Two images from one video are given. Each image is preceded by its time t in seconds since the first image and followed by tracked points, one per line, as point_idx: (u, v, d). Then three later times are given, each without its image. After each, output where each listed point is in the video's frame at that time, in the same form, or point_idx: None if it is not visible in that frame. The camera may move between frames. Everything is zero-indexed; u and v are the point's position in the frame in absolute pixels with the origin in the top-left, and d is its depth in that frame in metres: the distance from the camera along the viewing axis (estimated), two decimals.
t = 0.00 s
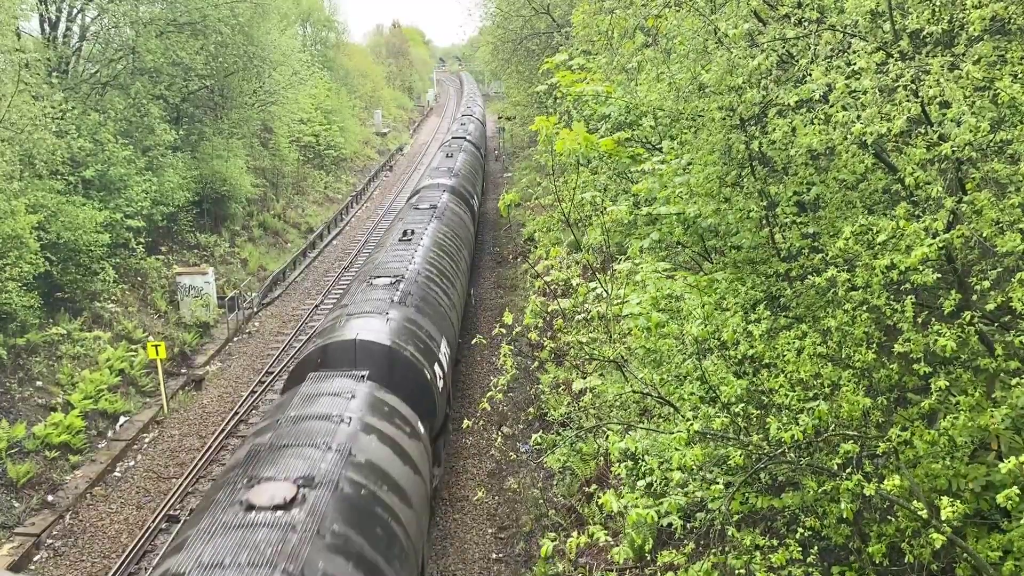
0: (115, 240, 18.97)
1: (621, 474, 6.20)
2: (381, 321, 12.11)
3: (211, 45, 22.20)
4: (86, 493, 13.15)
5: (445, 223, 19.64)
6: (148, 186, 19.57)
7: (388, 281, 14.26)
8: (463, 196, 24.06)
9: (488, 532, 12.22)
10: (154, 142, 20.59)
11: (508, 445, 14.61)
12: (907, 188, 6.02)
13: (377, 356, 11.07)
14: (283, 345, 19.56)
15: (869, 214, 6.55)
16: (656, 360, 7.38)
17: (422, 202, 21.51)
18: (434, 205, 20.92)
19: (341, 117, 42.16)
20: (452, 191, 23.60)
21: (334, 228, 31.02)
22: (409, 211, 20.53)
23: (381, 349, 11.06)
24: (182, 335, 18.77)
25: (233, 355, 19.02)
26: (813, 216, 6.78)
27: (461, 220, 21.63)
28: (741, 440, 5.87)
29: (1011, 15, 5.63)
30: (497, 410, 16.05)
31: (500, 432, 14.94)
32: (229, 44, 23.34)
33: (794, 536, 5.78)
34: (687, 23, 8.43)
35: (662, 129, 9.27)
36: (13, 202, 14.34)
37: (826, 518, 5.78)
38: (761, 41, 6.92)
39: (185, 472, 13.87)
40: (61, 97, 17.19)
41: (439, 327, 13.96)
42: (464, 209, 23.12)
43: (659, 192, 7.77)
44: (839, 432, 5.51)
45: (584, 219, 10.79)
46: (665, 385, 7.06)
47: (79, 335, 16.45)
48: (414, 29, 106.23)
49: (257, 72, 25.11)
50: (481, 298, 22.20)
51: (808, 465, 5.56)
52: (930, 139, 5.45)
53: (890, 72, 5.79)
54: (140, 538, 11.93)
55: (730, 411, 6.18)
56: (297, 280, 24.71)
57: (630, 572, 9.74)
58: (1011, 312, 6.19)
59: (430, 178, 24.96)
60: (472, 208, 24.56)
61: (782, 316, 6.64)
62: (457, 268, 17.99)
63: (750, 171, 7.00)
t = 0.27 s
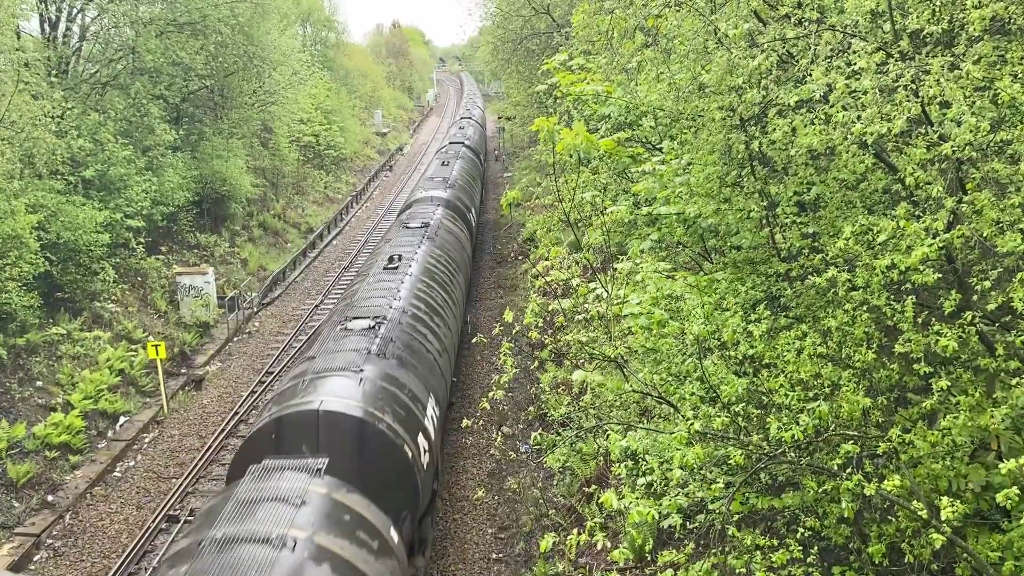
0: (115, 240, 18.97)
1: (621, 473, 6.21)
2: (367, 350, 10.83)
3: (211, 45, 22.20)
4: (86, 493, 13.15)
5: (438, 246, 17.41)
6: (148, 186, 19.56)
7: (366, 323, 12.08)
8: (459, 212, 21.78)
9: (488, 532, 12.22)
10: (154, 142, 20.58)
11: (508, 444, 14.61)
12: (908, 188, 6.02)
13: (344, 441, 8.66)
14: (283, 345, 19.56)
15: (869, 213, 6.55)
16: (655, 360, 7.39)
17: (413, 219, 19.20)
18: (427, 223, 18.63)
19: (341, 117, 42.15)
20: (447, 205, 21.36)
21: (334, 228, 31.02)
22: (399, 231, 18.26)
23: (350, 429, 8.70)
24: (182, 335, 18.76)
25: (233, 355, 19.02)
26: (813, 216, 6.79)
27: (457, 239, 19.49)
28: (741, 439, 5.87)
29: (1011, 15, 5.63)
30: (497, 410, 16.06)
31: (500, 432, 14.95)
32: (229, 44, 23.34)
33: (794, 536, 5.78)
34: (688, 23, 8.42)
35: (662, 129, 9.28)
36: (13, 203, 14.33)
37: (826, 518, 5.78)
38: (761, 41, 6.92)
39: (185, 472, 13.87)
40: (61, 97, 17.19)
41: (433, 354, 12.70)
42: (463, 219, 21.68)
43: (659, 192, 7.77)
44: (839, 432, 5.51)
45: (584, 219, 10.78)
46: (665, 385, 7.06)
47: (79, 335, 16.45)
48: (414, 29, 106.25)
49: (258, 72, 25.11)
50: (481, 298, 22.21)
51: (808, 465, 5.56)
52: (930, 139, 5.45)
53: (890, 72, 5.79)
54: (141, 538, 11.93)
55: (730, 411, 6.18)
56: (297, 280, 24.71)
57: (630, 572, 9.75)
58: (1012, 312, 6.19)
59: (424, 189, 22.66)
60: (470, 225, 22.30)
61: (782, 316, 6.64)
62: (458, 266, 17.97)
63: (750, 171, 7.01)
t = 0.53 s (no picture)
0: (115, 240, 18.97)
1: (621, 474, 6.22)
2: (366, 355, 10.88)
3: (211, 45, 22.21)
4: (86, 493, 13.15)
5: (428, 273, 15.71)
6: (148, 186, 19.56)
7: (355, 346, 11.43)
8: (453, 230, 20.07)
9: (488, 532, 12.22)
10: (154, 142, 20.56)
11: (508, 444, 14.62)
12: (908, 188, 6.03)
13: (294, 562, 7.10)
14: (283, 345, 19.56)
15: (869, 213, 6.55)
16: (656, 360, 7.38)
17: (401, 240, 17.47)
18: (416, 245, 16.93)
19: (341, 117, 42.15)
20: (440, 222, 19.72)
21: (334, 228, 31.02)
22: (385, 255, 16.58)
23: (302, 551, 7.09)
24: (182, 335, 18.76)
25: (233, 355, 19.02)
26: (813, 216, 6.80)
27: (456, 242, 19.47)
28: (741, 439, 5.86)
29: (1011, 15, 5.63)
30: (497, 410, 16.06)
31: (500, 432, 14.96)
32: (229, 44, 23.35)
33: (794, 536, 5.78)
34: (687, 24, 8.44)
35: (662, 129, 9.28)
36: (13, 202, 14.32)
37: (826, 518, 5.79)
38: (761, 41, 6.92)
39: (185, 472, 13.87)
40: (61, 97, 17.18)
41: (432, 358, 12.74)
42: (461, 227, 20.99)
43: (660, 192, 7.78)
44: (839, 432, 5.52)
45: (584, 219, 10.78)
46: (665, 385, 7.07)
47: (79, 335, 16.45)
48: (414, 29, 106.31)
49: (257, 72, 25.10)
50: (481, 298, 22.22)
51: (808, 466, 5.56)
52: (930, 140, 5.45)
53: (890, 73, 5.79)
54: (141, 538, 11.93)
55: (730, 411, 6.18)
56: (297, 279, 24.71)
57: (630, 572, 9.76)
58: (1012, 313, 6.19)
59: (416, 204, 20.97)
60: (465, 244, 20.58)
61: (782, 316, 6.65)
62: (456, 270, 17.97)
63: (750, 171, 7.01)
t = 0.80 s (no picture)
0: (115, 240, 18.96)
1: (621, 474, 6.23)
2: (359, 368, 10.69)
3: (211, 45, 22.21)
4: (86, 493, 13.15)
5: (415, 312, 13.74)
6: (148, 186, 19.55)
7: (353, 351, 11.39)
8: (447, 253, 18.06)
9: (488, 533, 12.23)
10: (154, 142, 20.55)
11: (508, 444, 14.63)
12: (908, 189, 6.03)
13: None
14: (283, 345, 19.56)
15: (869, 213, 6.55)
16: (656, 360, 7.39)
17: (385, 269, 15.53)
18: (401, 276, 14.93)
19: (341, 117, 42.15)
20: (432, 244, 17.69)
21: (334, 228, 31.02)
22: (364, 287, 14.64)
23: None
24: (182, 335, 18.76)
25: (233, 355, 19.02)
26: (813, 216, 6.81)
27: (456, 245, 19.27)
28: (741, 439, 5.87)
29: (1011, 15, 5.64)
30: (497, 410, 16.07)
31: (500, 432, 14.96)
32: (229, 44, 23.36)
33: (794, 536, 5.79)
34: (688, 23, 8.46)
35: (663, 130, 9.28)
36: (13, 202, 14.31)
37: (827, 518, 5.80)
38: (761, 41, 6.92)
39: (185, 472, 13.87)
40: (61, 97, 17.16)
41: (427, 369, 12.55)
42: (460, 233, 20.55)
43: (660, 193, 7.78)
44: (839, 432, 5.52)
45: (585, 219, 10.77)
46: (665, 386, 7.07)
47: (79, 335, 16.45)
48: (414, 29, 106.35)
49: (257, 72, 25.09)
50: (481, 298, 22.22)
51: (808, 466, 5.56)
52: (930, 140, 5.46)
53: (891, 73, 5.79)
54: (141, 538, 11.93)
55: (730, 411, 6.18)
56: (297, 280, 24.72)
57: (631, 572, 9.76)
58: (1012, 312, 6.20)
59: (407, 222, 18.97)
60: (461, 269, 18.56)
61: (782, 316, 6.65)
62: (456, 273, 17.77)
63: (750, 171, 7.01)
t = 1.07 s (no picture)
0: (115, 240, 18.96)
1: (621, 474, 6.24)
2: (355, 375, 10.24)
3: (211, 45, 22.20)
4: (86, 493, 13.15)
5: (394, 366, 11.27)
6: (147, 186, 19.55)
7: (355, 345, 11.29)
8: (439, 284, 15.78)
9: (488, 532, 12.23)
10: (154, 142, 20.55)
11: (508, 444, 14.62)
12: (908, 189, 6.03)
13: None
14: (283, 345, 19.56)
15: (869, 213, 6.55)
16: (656, 360, 7.38)
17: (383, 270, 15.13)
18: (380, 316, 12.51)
19: (341, 117, 42.14)
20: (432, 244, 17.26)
21: (334, 228, 31.02)
22: (334, 332, 12.10)
23: None
24: (182, 335, 18.76)
25: (233, 355, 19.02)
26: (813, 216, 6.81)
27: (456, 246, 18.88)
28: (741, 439, 5.86)
29: (1011, 15, 5.63)
30: (497, 410, 16.07)
31: (500, 432, 14.96)
32: (229, 44, 23.36)
33: (794, 536, 5.79)
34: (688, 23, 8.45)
35: (662, 130, 9.27)
36: (12, 202, 14.30)
37: (827, 518, 5.79)
38: (761, 41, 6.92)
39: (185, 472, 13.87)
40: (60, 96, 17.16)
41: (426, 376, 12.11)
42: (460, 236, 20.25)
43: (659, 193, 7.78)
44: (839, 432, 5.52)
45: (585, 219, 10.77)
46: (665, 385, 7.08)
47: (79, 335, 16.45)
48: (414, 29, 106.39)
49: (257, 72, 25.09)
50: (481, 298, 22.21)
51: (808, 466, 5.56)
52: (931, 140, 5.45)
53: (891, 73, 5.79)
54: (141, 538, 11.93)
55: (730, 411, 6.18)
56: (297, 279, 24.72)
57: (630, 572, 9.76)
58: (1012, 312, 6.19)
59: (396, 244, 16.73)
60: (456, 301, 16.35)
61: (782, 316, 6.65)
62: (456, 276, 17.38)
63: (750, 171, 7.00)
